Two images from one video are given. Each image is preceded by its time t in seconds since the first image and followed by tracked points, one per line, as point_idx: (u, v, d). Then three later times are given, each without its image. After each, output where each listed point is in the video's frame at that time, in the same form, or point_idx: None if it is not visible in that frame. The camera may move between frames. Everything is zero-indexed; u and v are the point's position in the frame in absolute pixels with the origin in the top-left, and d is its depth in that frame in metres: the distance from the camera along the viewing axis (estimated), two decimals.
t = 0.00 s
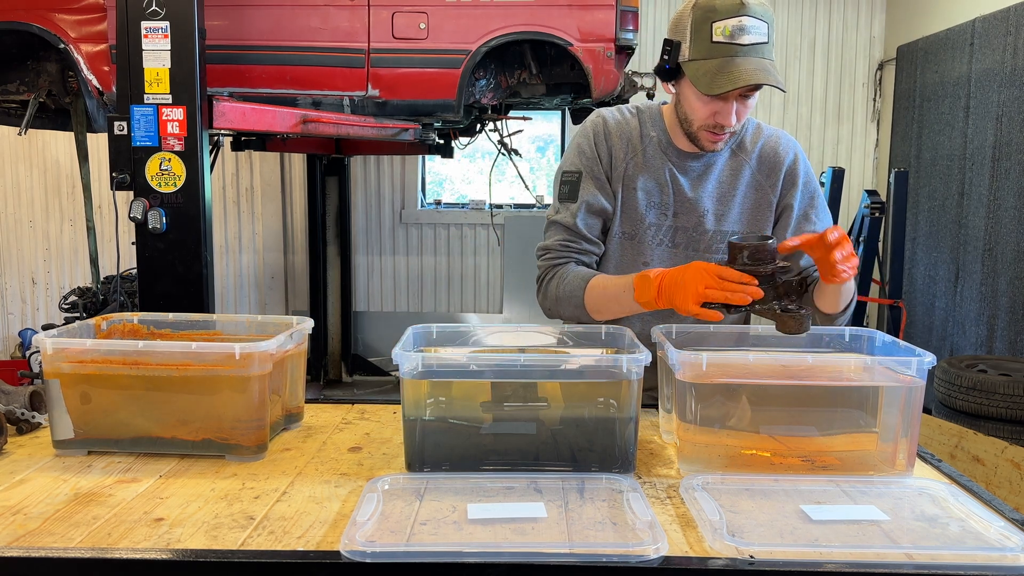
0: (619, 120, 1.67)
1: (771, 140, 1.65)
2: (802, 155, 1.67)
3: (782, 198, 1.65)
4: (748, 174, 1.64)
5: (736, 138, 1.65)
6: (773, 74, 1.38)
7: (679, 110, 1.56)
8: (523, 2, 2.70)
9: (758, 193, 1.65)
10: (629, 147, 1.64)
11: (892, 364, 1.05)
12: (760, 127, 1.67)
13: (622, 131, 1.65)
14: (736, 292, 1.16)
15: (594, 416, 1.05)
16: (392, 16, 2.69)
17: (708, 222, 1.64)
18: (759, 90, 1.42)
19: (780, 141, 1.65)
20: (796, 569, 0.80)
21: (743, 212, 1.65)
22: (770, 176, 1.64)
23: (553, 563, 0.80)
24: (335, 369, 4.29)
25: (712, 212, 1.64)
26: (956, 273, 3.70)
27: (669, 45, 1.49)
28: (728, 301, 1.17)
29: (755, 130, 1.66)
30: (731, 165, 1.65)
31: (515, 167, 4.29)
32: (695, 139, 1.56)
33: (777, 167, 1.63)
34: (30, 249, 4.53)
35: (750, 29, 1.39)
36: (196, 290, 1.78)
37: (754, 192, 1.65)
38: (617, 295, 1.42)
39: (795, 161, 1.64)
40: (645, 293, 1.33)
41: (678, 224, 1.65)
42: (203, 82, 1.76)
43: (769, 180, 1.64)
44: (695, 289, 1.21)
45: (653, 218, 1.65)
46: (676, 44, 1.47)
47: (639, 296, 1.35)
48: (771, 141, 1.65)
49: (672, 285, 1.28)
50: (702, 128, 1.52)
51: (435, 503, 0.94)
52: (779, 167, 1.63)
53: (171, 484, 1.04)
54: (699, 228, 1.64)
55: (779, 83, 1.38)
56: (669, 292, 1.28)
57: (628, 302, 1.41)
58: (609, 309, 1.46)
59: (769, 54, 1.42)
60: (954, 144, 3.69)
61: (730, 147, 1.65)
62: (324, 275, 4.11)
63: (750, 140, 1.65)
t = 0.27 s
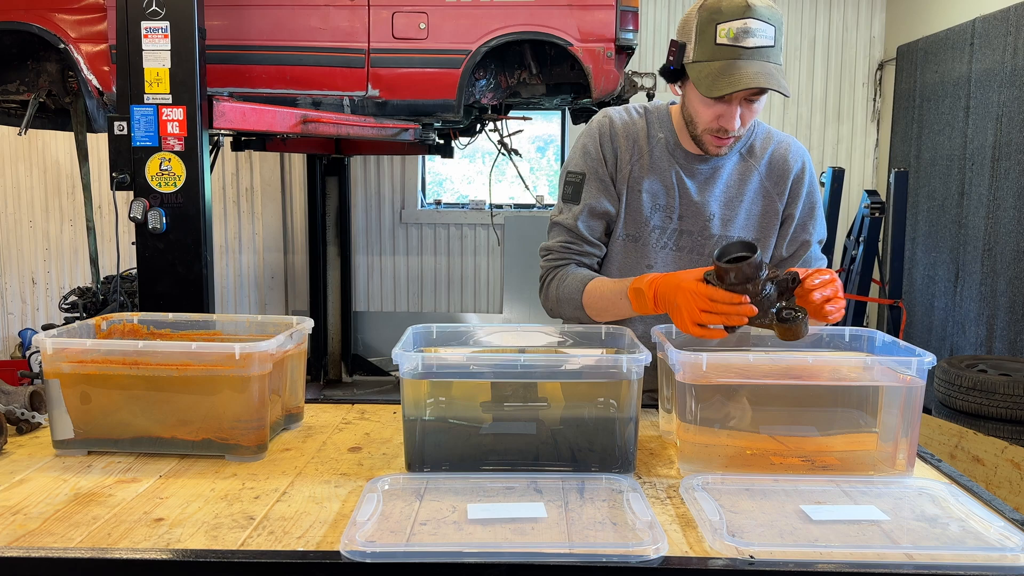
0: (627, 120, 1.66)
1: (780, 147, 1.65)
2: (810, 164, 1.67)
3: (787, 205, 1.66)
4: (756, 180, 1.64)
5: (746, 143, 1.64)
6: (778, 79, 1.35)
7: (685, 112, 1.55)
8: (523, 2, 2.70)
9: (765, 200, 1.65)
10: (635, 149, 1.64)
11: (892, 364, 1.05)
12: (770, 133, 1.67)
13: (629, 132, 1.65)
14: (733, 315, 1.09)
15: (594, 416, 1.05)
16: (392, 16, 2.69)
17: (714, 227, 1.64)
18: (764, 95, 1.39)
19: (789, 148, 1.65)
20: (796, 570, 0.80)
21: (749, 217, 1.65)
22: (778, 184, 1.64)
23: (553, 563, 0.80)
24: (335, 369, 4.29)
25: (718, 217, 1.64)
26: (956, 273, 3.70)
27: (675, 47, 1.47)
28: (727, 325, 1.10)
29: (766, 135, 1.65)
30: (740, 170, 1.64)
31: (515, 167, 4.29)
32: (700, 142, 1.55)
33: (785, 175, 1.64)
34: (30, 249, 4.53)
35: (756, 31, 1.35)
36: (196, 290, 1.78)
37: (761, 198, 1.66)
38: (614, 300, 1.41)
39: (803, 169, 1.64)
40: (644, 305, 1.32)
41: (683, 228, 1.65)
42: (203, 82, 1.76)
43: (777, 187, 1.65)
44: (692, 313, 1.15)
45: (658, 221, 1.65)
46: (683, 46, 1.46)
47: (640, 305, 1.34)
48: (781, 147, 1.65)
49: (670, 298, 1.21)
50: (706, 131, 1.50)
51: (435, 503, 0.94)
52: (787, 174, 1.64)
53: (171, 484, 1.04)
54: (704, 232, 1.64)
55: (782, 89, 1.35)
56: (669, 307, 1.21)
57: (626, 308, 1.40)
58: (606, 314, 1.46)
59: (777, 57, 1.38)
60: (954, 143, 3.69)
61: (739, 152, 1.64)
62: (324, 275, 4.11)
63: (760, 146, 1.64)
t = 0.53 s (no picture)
0: (630, 122, 1.66)
1: (784, 148, 1.64)
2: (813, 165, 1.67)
3: (790, 207, 1.66)
4: (759, 182, 1.64)
5: (750, 144, 1.64)
6: (785, 88, 1.35)
7: (691, 117, 1.55)
8: (523, 2, 2.70)
9: (769, 202, 1.65)
10: (638, 150, 1.64)
11: (892, 364, 1.05)
12: (774, 134, 1.66)
13: (632, 134, 1.64)
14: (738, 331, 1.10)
15: (594, 416, 1.05)
16: (392, 16, 2.69)
17: (717, 229, 1.64)
18: (771, 103, 1.39)
19: (794, 150, 1.64)
20: (796, 570, 0.80)
21: (752, 219, 1.65)
22: (782, 186, 1.64)
23: (553, 564, 0.80)
24: (335, 369, 4.29)
25: (721, 218, 1.64)
26: (956, 273, 3.70)
27: (683, 51, 1.47)
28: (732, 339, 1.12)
29: (770, 137, 1.65)
30: (744, 172, 1.64)
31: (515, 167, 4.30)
32: (704, 145, 1.55)
33: (789, 177, 1.64)
34: (30, 249, 4.53)
35: (765, 39, 1.35)
36: (196, 290, 1.78)
37: (765, 200, 1.65)
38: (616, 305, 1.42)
39: (807, 171, 1.64)
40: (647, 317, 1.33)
41: (686, 230, 1.65)
42: (203, 82, 1.76)
43: (781, 189, 1.64)
44: (695, 334, 1.15)
45: (660, 223, 1.65)
46: (691, 50, 1.45)
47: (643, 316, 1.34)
48: (785, 149, 1.64)
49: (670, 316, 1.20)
50: (711, 135, 1.50)
51: (435, 503, 0.94)
52: (791, 176, 1.64)
53: (171, 484, 1.04)
54: (708, 234, 1.64)
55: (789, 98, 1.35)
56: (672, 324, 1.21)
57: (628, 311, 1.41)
58: (607, 317, 1.47)
59: (784, 66, 1.38)
60: (954, 143, 3.69)
61: (743, 153, 1.64)
62: (324, 275, 4.10)
63: (764, 147, 1.64)
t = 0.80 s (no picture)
0: (631, 122, 1.65)
1: (786, 150, 1.64)
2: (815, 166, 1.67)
3: (792, 209, 1.66)
4: (761, 183, 1.64)
5: (752, 146, 1.64)
6: (787, 92, 1.35)
7: (694, 117, 1.54)
8: (523, 2, 2.70)
9: (771, 203, 1.65)
10: (640, 151, 1.63)
11: (892, 364, 1.05)
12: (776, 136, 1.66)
13: (634, 134, 1.64)
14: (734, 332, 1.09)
15: (594, 416, 1.05)
16: (392, 16, 2.69)
17: (718, 230, 1.64)
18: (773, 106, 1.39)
19: (795, 151, 1.64)
20: (796, 569, 0.80)
21: (754, 220, 1.65)
22: (784, 187, 1.64)
23: (553, 564, 0.80)
24: (335, 369, 4.29)
25: (723, 219, 1.64)
26: (956, 273, 3.69)
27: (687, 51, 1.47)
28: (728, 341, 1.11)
29: (772, 138, 1.65)
30: (746, 173, 1.64)
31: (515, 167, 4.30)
32: (705, 146, 1.55)
33: (791, 178, 1.64)
34: (30, 249, 4.53)
35: (770, 42, 1.34)
36: (196, 290, 1.78)
37: (766, 201, 1.66)
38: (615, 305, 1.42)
39: (808, 172, 1.65)
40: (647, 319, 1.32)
41: (688, 231, 1.65)
42: (203, 82, 1.76)
43: (782, 191, 1.64)
44: (692, 335, 1.14)
45: (661, 224, 1.65)
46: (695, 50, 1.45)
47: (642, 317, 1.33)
48: (787, 151, 1.64)
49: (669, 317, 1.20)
50: (712, 137, 1.50)
51: (435, 503, 0.94)
52: (793, 177, 1.64)
53: (171, 484, 1.04)
54: (709, 235, 1.64)
55: (791, 102, 1.35)
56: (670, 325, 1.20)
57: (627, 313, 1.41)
58: (606, 317, 1.47)
59: (788, 70, 1.38)
60: (954, 144, 3.69)
61: (745, 155, 1.64)
62: (324, 275, 4.10)
63: (766, 149, 1.64)
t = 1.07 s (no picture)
0: (632, 122, 1.65)
1: (786, 149, 1.64)
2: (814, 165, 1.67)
3: (791, 207, 1.66)
4: (761, 182, 1.64)
5: (751, 146, 1.64)
6: (784, 93, 1.35)
7: (693, 117, 1.54)
8: (523, 2, 2.70)
9: (771, 202, 1.65)
10: (640, 151, 1.63)
11: (892, 364, 1.05)
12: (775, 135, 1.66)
13: (635, 134, 1.64)
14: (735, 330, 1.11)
15: (594, 416, 1.05)
16: (392, 16, 2.70)
17: (718, 229, 1.64)
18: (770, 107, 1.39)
19: (795, 150, 1.64)
20: (796, 569, 0.80)
21: (754, 220, 1.65)
22: (784, 186, 1.64)
23: (553, 563, 0.80)
24: (335, 369, 4.29)
25: (723, 219, 1.64)
26: (956, 273, 3.69)
27: (685, 51, 1.47)
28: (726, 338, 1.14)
29: (772, 138, 1.65)
30: (745, 172, 1.64)
31: (515, 167, 4.30)
32: (704, 146, 1.56)
33: (791, 177, 1.64)
34: (30, 249, 4.53)
35: (767, 43, 1.34)
36: (196, 290, 1.78)
37: (767, 201, 1.65)
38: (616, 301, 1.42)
39: (808, 170, 1.64)
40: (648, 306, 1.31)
41: (688, 230, 1.65)
42: (203, 82, 1.76)
43: (783, 190, 1.64)
44: (692, 329, 1.15)
45: (662, 223, 1.65)
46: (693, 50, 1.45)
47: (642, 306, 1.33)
48: (787, 150, 1.64)
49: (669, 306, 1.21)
50: (711, 138, 1.51)
51: (435, 503, 0.94)
52: (792, 176, 1.64)
53: (171, 484, 1.04)
54: (710, 234, 1.64)
55: (788, 104, 1.35)
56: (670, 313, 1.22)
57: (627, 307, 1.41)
58: (608, 312, 1.47)
59: (785, 70, 1.38)
60: (954, 143, 3.69)
61: (745, 154, 1.64)
62: (324, 275, 4.10)
63: (765, 148, 1.64)
